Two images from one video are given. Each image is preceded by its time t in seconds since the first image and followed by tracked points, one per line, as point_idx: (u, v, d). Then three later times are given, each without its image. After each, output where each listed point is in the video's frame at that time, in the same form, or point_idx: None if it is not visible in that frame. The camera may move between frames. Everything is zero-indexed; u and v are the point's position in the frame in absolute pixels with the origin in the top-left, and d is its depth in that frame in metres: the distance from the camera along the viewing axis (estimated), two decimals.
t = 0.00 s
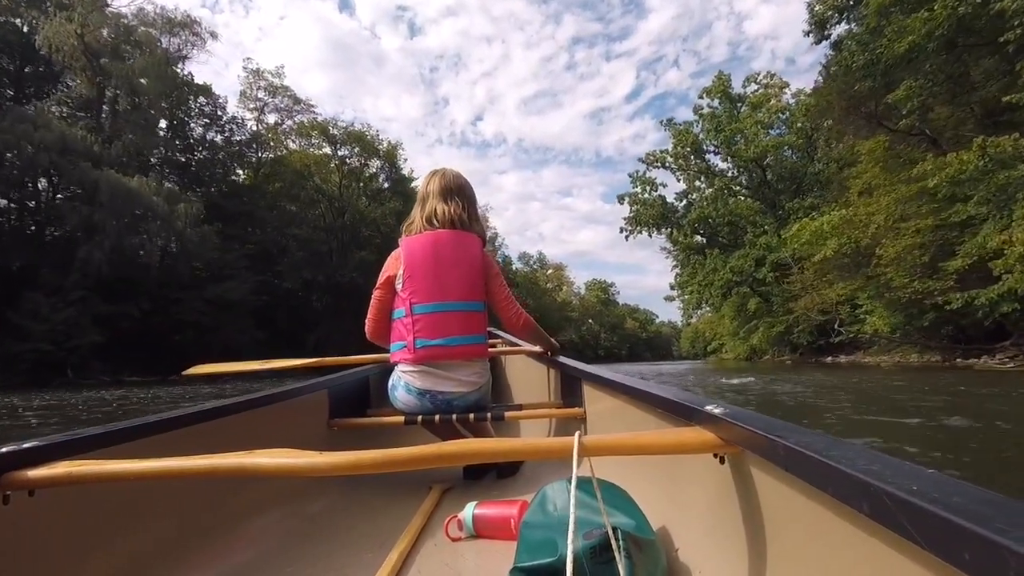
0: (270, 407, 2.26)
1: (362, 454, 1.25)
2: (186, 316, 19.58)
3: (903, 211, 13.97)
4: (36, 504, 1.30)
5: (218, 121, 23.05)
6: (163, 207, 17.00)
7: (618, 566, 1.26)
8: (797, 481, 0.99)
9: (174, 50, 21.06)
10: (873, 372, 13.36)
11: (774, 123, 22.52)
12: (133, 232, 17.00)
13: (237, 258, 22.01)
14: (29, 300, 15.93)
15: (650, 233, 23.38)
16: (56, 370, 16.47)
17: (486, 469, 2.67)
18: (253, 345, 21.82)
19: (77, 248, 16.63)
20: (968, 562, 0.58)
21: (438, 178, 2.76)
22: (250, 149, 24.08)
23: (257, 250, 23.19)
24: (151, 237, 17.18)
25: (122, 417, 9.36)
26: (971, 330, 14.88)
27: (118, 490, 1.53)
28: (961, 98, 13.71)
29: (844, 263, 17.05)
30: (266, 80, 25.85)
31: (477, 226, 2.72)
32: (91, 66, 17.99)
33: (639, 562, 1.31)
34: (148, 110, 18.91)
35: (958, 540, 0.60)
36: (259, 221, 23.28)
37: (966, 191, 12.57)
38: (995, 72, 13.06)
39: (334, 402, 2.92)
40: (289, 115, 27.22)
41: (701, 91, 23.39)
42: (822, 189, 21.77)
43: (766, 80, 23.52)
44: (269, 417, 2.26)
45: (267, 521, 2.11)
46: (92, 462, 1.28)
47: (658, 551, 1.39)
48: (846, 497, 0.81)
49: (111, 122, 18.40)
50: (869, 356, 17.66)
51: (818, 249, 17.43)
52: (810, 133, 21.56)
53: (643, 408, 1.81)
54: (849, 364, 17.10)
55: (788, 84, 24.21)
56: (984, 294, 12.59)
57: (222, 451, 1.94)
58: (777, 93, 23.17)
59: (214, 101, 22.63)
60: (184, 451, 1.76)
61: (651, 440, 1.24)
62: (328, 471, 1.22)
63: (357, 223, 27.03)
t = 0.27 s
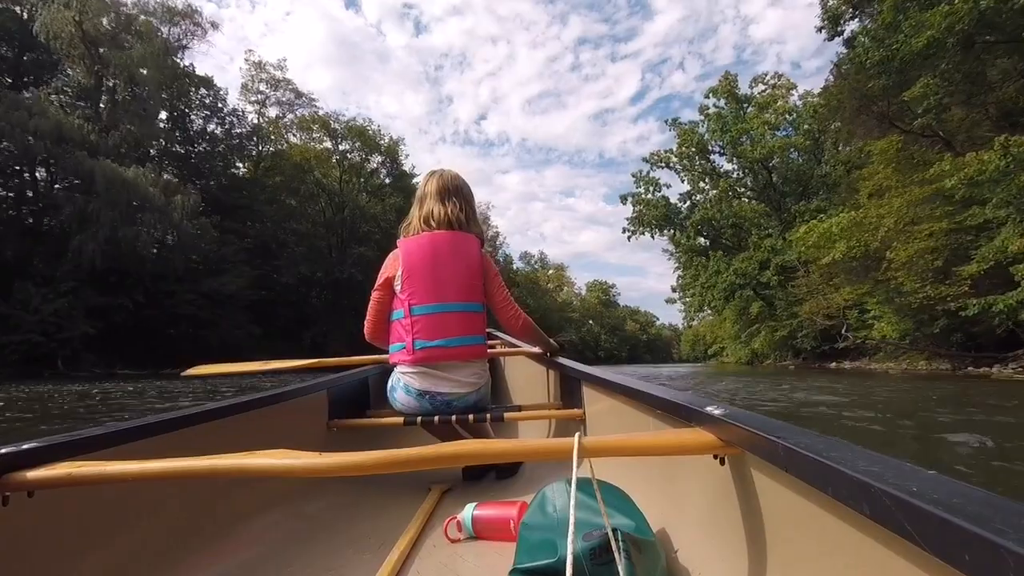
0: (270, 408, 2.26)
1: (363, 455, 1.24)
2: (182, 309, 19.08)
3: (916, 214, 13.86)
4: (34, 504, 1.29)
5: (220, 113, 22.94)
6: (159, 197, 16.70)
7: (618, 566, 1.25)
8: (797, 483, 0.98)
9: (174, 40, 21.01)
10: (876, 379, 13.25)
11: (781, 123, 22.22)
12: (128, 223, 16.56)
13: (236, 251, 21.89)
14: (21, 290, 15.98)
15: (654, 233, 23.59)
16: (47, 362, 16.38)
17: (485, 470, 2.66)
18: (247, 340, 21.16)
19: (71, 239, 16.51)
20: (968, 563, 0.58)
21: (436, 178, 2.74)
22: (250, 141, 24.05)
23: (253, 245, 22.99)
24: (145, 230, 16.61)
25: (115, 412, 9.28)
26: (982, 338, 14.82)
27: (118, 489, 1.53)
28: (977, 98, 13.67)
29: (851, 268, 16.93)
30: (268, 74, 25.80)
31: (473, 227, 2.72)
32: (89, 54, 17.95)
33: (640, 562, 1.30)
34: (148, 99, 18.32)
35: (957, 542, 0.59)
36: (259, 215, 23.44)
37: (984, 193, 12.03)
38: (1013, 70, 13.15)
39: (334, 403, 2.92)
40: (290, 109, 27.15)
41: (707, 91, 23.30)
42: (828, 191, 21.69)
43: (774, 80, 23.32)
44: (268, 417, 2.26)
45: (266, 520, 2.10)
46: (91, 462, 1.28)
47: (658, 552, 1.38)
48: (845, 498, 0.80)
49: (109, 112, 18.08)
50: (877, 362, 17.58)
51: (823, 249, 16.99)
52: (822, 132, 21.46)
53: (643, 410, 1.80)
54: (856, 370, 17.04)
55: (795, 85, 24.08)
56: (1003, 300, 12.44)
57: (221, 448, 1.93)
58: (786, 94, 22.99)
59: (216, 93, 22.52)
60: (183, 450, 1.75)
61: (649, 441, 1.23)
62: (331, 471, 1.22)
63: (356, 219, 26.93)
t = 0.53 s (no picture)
0: (270, 410, 2.25)
1: (365, 456, 1.24)
2: (176, 310, 18.89)
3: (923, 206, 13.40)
4: (33, 506, 1.29)
5: (213, 111, 22.68)
6: (152, 197, 16.60)
7: (618, 568, 1.24)
8: (798, 487, 0.97)
9: (167, 38, 20.87)
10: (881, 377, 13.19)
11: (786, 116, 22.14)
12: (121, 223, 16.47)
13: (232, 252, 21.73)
14: (11, 292, 15.83)
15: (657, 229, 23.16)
16: (38, 365, 16.20)
17: (485, 471, 2.66)
18: (238, 341, 20.81)
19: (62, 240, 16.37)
20: (968, 564, 0.57)
21: (435, 179, 2.74)
22: (246, 140, 23.98)
23: (247, 245, 22.74)
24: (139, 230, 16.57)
25: (109, 416, 9.19)
26: (994, 334, 14.73)
27: (117, 492, 1.53)
28: (990, 85, 13.19)
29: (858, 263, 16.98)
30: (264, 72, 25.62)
31: (473, 229, 2.72)
32: (81, 52, 17.88)
33: (639, 564, 1.29)
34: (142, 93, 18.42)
35: (957, 544, 0.59)
36: (256, 215, 23.30)
37: (1002, 181, 11.86)
38: None
39: (333, 405, 2.91)
40: (287, 107, 26.99)
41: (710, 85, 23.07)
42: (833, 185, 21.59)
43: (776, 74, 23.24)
44: (268, 419, 2.25)
45: (267, 523, 2.10)
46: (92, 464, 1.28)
47: (658, 554, 1.37)
48: (846, 499, 0.79)
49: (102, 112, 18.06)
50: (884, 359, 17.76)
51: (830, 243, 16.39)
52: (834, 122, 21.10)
53: (643, 412, 1.79)
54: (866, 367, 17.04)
55: (800, 79, 23.91)
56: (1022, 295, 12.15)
57: (221, 451, 1.94)
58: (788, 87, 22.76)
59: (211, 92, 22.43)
60: (183, 453, 1.75)
61: (648, 442, 1.22)
62: (331, 472, 1.21)
63: (354, 218, 26.76)
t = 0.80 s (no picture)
0: (268, 410, 2.25)
1: (363, 455, 1.23)
2: (172, 314, 18.84)
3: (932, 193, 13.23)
4: (31, 507, 1.28)
5: (208, 112, 22.76)
6: (145, 199, 16.53)
7: (615, 568, 1.24)
8: (795, 486, 0.96)
9: (158, 38, 20.72)
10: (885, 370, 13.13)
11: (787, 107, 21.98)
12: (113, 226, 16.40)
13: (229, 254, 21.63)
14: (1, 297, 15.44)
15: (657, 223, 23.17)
16: (30, 372, 15.87)
17: (483, 471, 2.66)
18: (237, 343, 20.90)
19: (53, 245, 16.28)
20: (965, 562, 0.57)
21: (433, 178, 2.73)
22: (241, 140, 23.94)
23: (243, 247, 22.59)
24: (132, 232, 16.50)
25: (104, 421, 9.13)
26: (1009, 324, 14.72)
27: (116, 493, 1.52)
28: (1002, 68, 12.95)
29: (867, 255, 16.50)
30: (259, 73, 25.40)
31: (471, 229, 2.71)
32: (73, 55, 17.88)
33: (636, 565, 1.28)
34: (136, 94, 18.53)
35: (954, 543, 0.58)
36: (254, 216, 23.20)
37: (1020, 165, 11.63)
38: None
39: (331, 404, 2.91)
40: (283, 108, 26.82)
41: (709, 77, 22.88)
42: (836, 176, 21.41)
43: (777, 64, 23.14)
44: (267, 419, 2.25)
45: (266, 523, 2.10)
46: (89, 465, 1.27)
47: (655, 553, 1.37)
48: (843, 499, 0.78)
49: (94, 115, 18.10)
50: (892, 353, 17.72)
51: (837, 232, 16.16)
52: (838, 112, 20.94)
53: (642, 411, 1.78)
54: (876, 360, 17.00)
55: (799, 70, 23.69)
56: None
57: (220, 452, 1.93)
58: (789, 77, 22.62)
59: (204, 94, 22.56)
60: (182, 454, 1.75)
61: (646, 442, 1.21)
62: (328, 472, 1.20)
63: (351, 218, 26.63)
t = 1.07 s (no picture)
0: (266, 407, 2.25)
1: (359, 452, 1.23)
2: (167, 321, 18.65)
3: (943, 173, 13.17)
4: (27, 503, 1.29)
5: (202, 118, 22.59)
6: (138, 205, 16.23)
7: (612, 565, 1.23)
8: (793, 482, 0.95)
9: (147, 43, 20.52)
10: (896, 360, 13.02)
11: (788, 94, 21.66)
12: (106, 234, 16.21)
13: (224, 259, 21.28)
14: None
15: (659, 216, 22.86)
16: (24, 386, 15.54)
17: (482, 469, 2.65)
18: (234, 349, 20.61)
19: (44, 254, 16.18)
20: (960, 559, 0.56)
21: (428, 173, 2.71)
22: (235, 146, 23.63)
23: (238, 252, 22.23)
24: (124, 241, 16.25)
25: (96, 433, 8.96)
26: None
27: (115, 490, 1.53)
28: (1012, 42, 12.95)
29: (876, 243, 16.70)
30: (252, 76, 25.08)
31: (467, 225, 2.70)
32: (62, 61, 17.62)
33: (634, 562, 1.27)
34: (126, 103, 18.23)
35: (949, 539, 0.58)
36: (248, 221, 22.83)
37: None
38: None
39: (329, 401, 2.91)
40: (277, 111, 26.60)
41: (707, 66, 22.64)
42: (839, 162, 21.19)
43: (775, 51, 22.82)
44: (265, 417, 2.25)
45: (265, 520, 2.11)
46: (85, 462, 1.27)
47: (653, 551, 1.36)
48: (840, 495, 0.78)
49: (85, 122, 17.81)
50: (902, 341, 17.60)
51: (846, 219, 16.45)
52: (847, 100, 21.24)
53: (641, 408, 1.75)
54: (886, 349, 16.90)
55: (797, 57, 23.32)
56: None
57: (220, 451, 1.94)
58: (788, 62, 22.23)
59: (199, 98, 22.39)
60: (181, 451, 1.76)
61: (644, 439, 1.21)
62: (325, 470, 1.20)
63: (348, 220, 26.46)
